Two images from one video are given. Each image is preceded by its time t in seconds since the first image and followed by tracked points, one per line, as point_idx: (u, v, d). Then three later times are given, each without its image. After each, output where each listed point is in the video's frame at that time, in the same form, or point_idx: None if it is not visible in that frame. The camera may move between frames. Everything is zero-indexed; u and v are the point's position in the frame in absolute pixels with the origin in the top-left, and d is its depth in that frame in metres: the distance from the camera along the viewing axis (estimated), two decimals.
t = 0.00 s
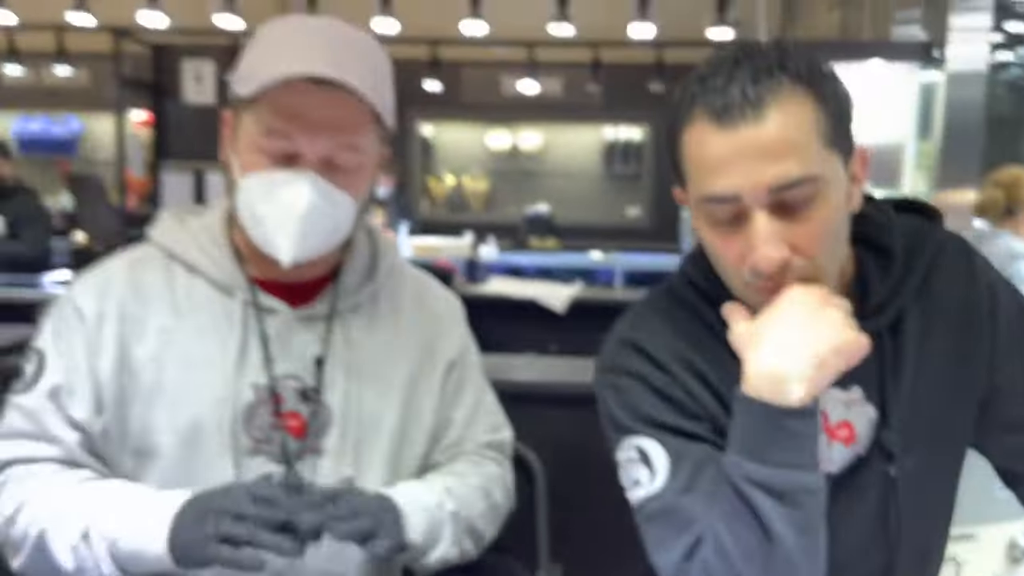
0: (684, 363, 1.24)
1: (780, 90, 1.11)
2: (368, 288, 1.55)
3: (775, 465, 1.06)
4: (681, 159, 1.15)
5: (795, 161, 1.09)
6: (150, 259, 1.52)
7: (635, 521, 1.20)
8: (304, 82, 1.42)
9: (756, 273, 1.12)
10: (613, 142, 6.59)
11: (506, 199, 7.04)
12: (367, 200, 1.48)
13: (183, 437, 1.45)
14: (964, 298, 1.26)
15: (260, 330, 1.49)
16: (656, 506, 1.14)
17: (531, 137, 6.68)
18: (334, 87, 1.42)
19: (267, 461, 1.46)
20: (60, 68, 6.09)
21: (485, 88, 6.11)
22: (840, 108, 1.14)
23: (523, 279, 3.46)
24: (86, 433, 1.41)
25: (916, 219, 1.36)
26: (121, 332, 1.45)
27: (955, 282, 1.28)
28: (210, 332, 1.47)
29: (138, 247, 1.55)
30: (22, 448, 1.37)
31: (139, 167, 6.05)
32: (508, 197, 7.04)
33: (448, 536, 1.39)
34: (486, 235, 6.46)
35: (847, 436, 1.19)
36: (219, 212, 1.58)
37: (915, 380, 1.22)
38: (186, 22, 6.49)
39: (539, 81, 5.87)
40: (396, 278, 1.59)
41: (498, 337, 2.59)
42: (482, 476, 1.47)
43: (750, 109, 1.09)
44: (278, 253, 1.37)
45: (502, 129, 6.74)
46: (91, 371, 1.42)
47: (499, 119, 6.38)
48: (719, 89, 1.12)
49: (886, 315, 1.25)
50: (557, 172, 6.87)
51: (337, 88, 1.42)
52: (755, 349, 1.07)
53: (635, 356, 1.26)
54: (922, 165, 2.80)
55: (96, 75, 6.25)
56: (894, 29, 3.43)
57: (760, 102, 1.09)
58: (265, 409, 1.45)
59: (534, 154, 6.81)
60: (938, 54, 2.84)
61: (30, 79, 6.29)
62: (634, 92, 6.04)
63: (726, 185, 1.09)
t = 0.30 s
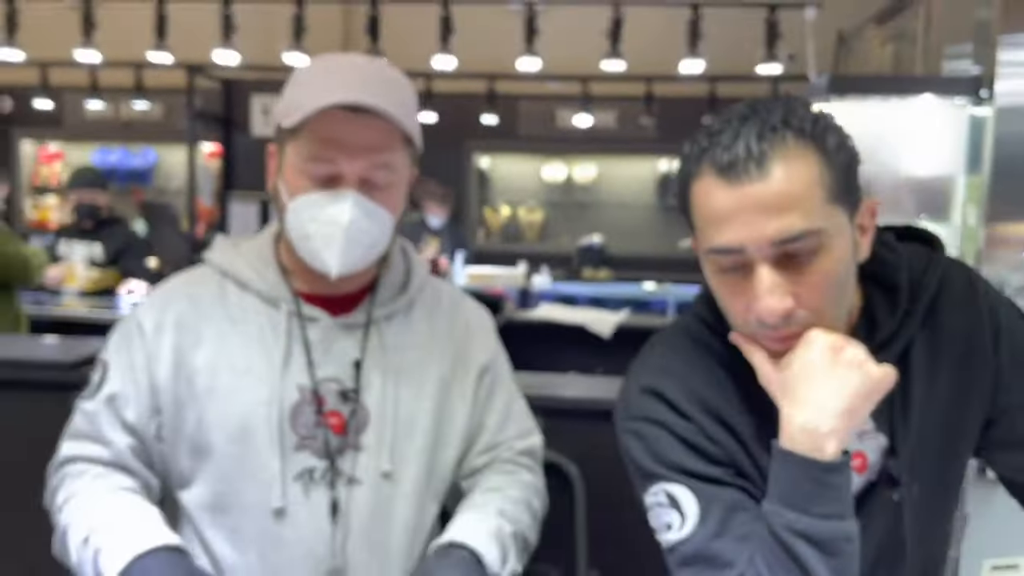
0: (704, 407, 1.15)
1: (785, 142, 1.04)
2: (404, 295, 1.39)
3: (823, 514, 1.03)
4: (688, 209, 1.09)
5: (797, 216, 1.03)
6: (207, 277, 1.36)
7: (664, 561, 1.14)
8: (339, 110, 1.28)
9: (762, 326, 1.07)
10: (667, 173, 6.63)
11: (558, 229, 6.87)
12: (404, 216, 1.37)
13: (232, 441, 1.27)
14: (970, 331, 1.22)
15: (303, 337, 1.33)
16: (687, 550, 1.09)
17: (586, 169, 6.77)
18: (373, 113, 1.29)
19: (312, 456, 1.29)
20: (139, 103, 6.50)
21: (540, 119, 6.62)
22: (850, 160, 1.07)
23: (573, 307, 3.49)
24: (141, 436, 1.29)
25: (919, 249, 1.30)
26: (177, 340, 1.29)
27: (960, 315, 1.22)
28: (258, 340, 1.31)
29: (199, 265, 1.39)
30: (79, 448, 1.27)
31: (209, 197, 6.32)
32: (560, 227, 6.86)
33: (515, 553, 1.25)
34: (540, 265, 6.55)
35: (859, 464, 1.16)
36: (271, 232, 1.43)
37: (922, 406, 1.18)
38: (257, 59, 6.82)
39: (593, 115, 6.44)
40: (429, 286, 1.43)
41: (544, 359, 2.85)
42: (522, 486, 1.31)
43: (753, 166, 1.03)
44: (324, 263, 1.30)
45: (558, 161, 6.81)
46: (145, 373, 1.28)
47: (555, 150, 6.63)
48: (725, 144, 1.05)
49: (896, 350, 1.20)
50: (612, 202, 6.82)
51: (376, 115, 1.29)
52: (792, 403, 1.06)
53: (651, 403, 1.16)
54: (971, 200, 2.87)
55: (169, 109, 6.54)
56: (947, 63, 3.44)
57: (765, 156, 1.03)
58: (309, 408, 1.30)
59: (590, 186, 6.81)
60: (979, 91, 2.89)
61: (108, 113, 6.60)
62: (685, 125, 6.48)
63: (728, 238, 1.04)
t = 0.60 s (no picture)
0: (669, 373, 1.11)
1: (737, 135, 0.98)
2: (391, 275, 1.45)
3: (773, 481, 0.95)
4: (648, 203, 1.03)
5: (751, 204, 0.96)
6: (205, 265, 1.42)
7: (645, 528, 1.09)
8: (331, 91, 1.29)
9: (714, 303, 1.00)
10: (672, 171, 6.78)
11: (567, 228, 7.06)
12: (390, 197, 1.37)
13: (233, 405, 1.31)
14: (927, 303, 1.18)
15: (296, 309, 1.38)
16: (656, 509, 1.05)
17: (591, 167, 6.89)
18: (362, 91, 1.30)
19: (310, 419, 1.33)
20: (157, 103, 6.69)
21: (551, 120, 6.74)
22: (803, 149, 1.01)
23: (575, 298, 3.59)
24: (148, 413, 1.32)
25: (872, 229, 1.26)
26: (178, 321, 1.34)
27: (916, 290, 1.19)
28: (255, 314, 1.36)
29: (201, 258, 1.45)
30: (94, 426, 1.32)
31: (225, 195, 6.56)
32: (568, 226, 7.06)
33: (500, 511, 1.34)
34: (547, 261, 6.68)
35: (818, 431, 1.12)
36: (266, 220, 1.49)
37: (881, 382, 1.15)
38: (270, 61, 6.98)
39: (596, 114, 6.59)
40: (414, 269, 1.50)
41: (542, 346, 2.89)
42: (508, 451, 1.39)
43: (705, 157, 0.96)
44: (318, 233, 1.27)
45: (565, 161, 6.98)
46: (152, 347, 1.32)
47: (562, 148, 6.78)
48: (682, 140, 0.99)
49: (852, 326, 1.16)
50: (618, 201, 6.97)
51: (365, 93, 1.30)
52: (750, 380, 0.98)
53: (621, 371, 1.12)
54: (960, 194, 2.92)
55: (185, 110, 6.78)
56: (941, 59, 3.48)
57: (717, 147, 0.97)
58: (303, 373, 1.34)
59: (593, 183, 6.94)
60: (969, 90, 2.85)
61: (128, 114, 6.85)
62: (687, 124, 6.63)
63: (689, 232, 0.97)
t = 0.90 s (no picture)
0: (650, 333, 1.13)
1: (712, 112, 1.00)
2: (379, 254, 1.54)
3: (742, 437, 0.98)
4: (633, 178, 1.06)
5: (724, 179, 0.98)
6: (203, 247, 1.49)
7: (624, 481, 1.11)
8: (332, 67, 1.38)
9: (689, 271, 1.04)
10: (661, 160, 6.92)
11: (557, 218, 7.18)
12: (379, 173, 1.45)
13: (229, 375, 1.38)
14: (899, 268, 1.23)
15: (288, 285, 1.45)
16: (634, 462, 1.08)
17: (581, 157, 7.01)
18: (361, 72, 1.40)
19: (302, 388, 1.40)
20: (152, 98, 6.78)
21: (543, 112, 6.83)
22: (774, 125, 1.03)
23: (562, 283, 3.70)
24: (147, 382, 1.37)
25: (851, 204, 1.30)
26: (179, 296, 1.40)
27: (890, 259, 1.24)
28: (250, 291, 1.44)
29: (196, 239, 1.52)
30: (92, 391, 1.32)
31: (219, 188, 6.69)
32: (558, 215, 7.17)
33: (479, 444, 1.33)
34: (538, 250, 6.80)
35: (798, 393, 1.16)
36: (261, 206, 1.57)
37: (856, 345, 1.19)
38: (263, 55, 7.06)
39: (585, 105, 6.68)
40: (399, 250, 1.59)
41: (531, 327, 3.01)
42: (492, 405, 1.43)
43: (681, 136, 0.99)
44: (312, 188, 1.34)
45: (555, 151, 7.12)
46: (151, 322, 1.38)
47: (552, 139, 6.88)
48: (661, 119, 1.01)
49: (827, 289, 1.19)
50: (607, 191, 7.12)
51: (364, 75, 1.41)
52: (723, 342, 1.01)
53: (605, 332, 1.14)
54: (936, 178, 3.07)
55: (179, 104, 6.86)
56: (915, 50, 3.60)
57: (692, 125, 0.99)
58: (295, 345, 1.41)
59: (582, 173, 7.06)
60: (942, 78, 3.01)
61: (123, 108, 6.95)
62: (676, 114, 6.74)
63: (667, 205, 1.00)
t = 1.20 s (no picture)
0: (660, 314, 1.17)
1: (725, 103, 1.02)
2: (369, 244, 1.58)
3: (733, 409, 1.03)
4: (647, 165, 1.08)
5: (733, 168, 1.00)
6: (198, 236, 1.53)
7: (622, 446, 1.17)
8: (324, 58, 1.43)
9: (695, 255, 1.07)
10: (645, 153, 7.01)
11: (542, 210, 7.26)
12: (368, 163, 1.49)
13: (223, 360, 1.42)
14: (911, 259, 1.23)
15: (280, 272, 1.49)
16: (631, 427, 1.14)
17: (566, 150, 7.08)
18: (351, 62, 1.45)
19: (294, 374, 1.44)
20: (136, 92, 6.76)
21: (527, 105, 6.88)
22: (785, 117, 1.05)
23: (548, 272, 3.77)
24: (145, 369, 1.41)
25: (871, 197, 1.30)
26: (175, 285, 1.44)
27: (902, 250, 1.24)
28: (244, 279, 1.48)
29: (192, 230, 1.56)
30: (93, 379, 1.36)
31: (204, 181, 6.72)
32: (543, 208, 7.25)
33: (464, 455, 1.37)
34: (523, 242, 6.87)
35: (802, 374, 1.16)
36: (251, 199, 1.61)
37: (864, 331, 1.20)
38: (247, 50, 7.06)
39: (569, 98, 6.73)
40: (388, 241, 1.63)
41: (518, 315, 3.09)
42: (477, 404, 1.47)
43: (694, 125, 1.00)
44: (301, 175, 1.38)
45: (538, 144, 7.12)
46: (148, 310, 1.41)
47: (536, 132, 6.93)
48: (675, 108, 1.03)
49: (835, 277, 1.20)
50: (592, 183, 7.20)
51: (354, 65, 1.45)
52: (722, 320, 1.06)
53: (616, 305, 1.20)
54: (911, 168, 3.24)
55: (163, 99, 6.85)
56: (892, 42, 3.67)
57: (705, 115, 1.01)
58: (287, 331, 1.45)
59: (566, 166, 7.14)
60: (916, 71, 3.19)
61: (106, 102, 6.94)
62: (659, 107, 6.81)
63: (677, 192, 1.02)
